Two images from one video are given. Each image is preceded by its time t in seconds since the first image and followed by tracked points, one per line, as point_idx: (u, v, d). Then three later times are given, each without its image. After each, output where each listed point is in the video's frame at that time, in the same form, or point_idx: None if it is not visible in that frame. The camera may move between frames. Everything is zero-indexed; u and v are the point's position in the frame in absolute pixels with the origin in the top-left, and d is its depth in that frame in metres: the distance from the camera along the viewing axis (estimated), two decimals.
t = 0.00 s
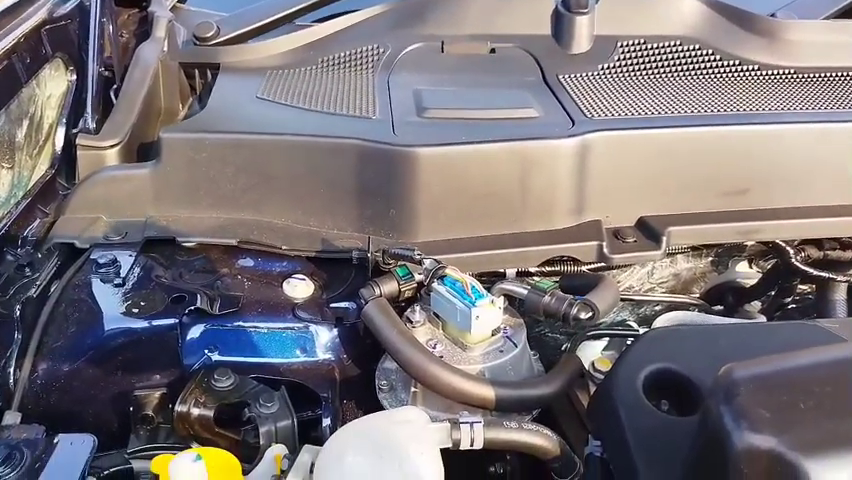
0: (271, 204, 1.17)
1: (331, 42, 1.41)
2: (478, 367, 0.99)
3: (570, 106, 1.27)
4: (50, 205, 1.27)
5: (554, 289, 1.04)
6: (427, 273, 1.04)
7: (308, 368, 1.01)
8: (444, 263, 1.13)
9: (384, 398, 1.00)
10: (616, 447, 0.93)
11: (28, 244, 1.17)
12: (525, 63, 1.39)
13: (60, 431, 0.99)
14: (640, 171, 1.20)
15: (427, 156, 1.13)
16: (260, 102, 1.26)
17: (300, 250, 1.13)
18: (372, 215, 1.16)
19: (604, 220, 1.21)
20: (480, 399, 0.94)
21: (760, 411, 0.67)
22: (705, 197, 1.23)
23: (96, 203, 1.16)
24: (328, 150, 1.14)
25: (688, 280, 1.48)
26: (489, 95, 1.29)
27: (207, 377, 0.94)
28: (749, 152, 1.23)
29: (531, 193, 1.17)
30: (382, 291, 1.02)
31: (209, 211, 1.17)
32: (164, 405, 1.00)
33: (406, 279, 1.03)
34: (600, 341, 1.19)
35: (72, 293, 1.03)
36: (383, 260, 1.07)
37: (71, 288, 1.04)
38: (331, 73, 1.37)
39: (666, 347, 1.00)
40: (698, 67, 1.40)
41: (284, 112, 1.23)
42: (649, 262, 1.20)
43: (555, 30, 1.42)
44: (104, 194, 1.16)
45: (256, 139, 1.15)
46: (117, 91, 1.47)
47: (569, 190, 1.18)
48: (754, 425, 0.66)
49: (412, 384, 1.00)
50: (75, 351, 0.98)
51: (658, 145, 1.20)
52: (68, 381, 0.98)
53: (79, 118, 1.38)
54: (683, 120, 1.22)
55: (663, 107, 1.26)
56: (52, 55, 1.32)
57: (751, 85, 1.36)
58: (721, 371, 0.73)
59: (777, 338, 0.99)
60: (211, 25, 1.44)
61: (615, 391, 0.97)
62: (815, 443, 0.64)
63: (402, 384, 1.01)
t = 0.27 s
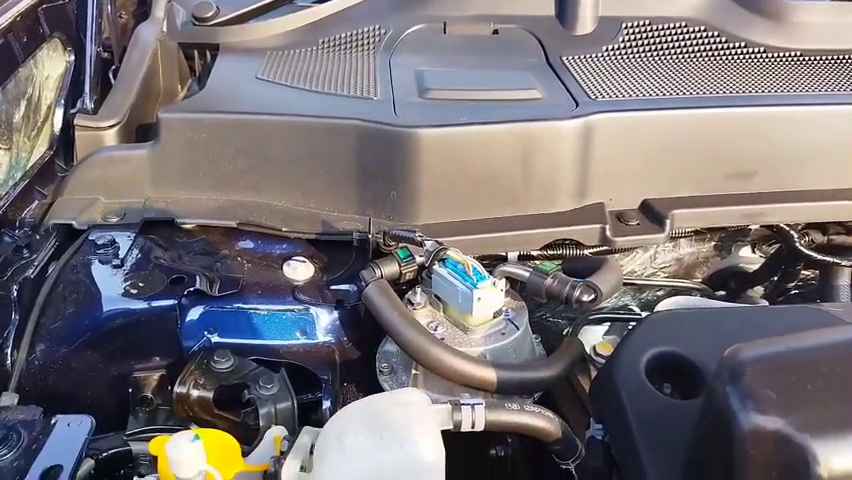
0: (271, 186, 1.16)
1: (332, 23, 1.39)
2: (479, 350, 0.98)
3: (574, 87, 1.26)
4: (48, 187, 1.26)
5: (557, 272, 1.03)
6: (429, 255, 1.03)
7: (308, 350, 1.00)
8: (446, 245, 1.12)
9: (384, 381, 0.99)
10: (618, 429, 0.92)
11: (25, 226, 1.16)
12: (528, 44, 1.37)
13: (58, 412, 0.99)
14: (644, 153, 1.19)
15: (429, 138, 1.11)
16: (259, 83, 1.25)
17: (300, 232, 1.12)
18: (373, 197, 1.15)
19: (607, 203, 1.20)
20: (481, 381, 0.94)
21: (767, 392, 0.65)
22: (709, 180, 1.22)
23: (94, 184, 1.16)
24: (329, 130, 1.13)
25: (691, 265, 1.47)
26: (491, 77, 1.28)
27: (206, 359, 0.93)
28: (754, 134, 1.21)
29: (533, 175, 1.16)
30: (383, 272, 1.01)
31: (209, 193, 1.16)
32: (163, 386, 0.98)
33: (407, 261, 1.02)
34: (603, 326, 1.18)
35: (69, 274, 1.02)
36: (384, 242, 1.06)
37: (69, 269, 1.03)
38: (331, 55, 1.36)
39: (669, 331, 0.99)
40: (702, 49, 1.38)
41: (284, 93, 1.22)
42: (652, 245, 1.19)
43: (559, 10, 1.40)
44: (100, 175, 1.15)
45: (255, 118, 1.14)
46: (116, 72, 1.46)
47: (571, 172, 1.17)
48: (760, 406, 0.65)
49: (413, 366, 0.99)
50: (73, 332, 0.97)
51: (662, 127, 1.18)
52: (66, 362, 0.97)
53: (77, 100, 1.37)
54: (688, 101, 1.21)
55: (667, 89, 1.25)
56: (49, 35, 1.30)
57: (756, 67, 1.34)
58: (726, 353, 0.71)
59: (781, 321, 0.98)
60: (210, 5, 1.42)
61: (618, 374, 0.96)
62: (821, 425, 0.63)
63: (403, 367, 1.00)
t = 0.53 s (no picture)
0: (271, 172, 1.15)
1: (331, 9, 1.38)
2: (479, 338, 0.97)
3: (576, 74, 1.25)
4: (45, 174, 1.25)
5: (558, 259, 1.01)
6: (429, 243, 1.02)
7: (307, 339, 0.99)
8: (447, 233, 1.11)
9: (384, 369, 0.99)
10: (619, 418, 0.91)
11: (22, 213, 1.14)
12: (530, 30, 1.36)
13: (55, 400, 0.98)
14: (646, 140, 1.18)
15: (429, 124, 1.10)
16: (257, 69, 1.24)
17: (299, 219, 1.12)
18: (372, 183, 1.14)
19: (609, 191, 1.19)
20: (481, 369, 0.93)
21: (771, 379, 0.64)
22: (712, 167, 1.21)
23: (91, 170, 1.15)
24: (327, 116, 1.12)
25: (693, 255, 1.46)
26: (493, 63, 1.27)
27: (204, 346, 0.92)
28: (758, 121, 1.20)
29: (534, 162, 1.15)
30: (383, 260, 1.00)
31: (206, 180, 1.16)
32: (160, 375, 0.97)
33: (407, 249, 1.01)
34: (605, 314, 1.17)
35: (66, 261, 1.02)
36: (384, 229, 1.05)
37: (66, 256, 1.02)
38: (332, 40, 1.35)
39: (671, 320, 0.98)
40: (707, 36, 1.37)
41: (284, 79, 1.21)
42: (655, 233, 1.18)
43: None
44: (95, 161, 1.15)
45: (254, 103, 1.13)
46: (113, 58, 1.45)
47: (573, 159, 1.16)
48: (765, 393, 0.63)
49: (413, 354, 0.98)
50: (69, 319, 0.96)
51: (665, 113, 1.17)
52: (62, 349, 0.96)
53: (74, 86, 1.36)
54: (691, 87, 1.20)
55: (670, 75, 1.24)
56: (46, 21, 1.30)
57: (761, 54, 1.33)
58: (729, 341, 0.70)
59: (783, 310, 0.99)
60: None
61: (620, 363, 0.95)
62: (826, 412, 0.61)
63: (403, 356, 0.99)
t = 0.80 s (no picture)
0: (267, 163, 1.15)
1: None
2: (477, 329, 0.96)
3: (575, 64, 1.24)
4: (39, 165, 1.23)
5: (557, 250, 1.00)
6: (425, 233, 1.01)
7: (302, 330, 0.99)
8: (444, 224, 1.10)
9: (380, 361, 0.98)
10: (617, 410, 0.90)
11: (17, 202, 1.14)
12: (529, 21, 1.37)
13: (48, 392, 0.97)
14: (645, 131, 1.17)
15: (427, 113, 1.09)
16: (253, 58, 1.24)
17: (295, 210, 1.11)
18: (369, 174, 1.13)
19: (608, 182, 1.18)
20: (478, 361, 0.92)
21: (771, 369, 0.62)
22: (712, 158, 1.20)
23: (85, 160, 1.14)
24: (324, 106, 1.12)
25: (692, 247, 1.45)
26: (492, 53, 1.26)
27: (199, 337, 0.91)
28: (759, 112, 1.19)
29: (533, 153, 1.14)
30: (380, 251, 0.99)
31: (200, 170, 1.15)
32: (154, 365, 0.96)
33: (404, 240, 1.00)
34: (603, 306, 1.17)
35: (59, 251, 1.01)
36: (381, 220, 1.03)
37: (60, 247, 1.01)
38: (330, 28, 1.36)
39: (669, 311, 0.98)
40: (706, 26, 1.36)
41: (281, 69, 1.20)
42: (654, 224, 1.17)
43: None
44: (89, 150, 1.14)
45: (250, 93, 1.12)
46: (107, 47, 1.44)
47: (572, 150, 1.15)
48: (765, 384, 0.62)
49: (410, 345, 0.97)
50: (62, 310, 0.95)
51: (665, 103, 1.16)
52: (55, 341, 0.95)
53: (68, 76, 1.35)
54: (690, 77, 1.19)
55: (670, 66, 1.23)
56: (38, 9, 1.31)
57: (761, 44, 1.32)
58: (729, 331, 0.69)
59: (780, 300, 1.00)
60: None
61: (618, 354, 0.94)
62: (827, 403, 0.60)
63: (400, 347, 0.98)
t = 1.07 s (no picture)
0: (258, 155, 1.14)
1: None
2: (470, 322, 0.95)
3: (570, 54, 1.23)
4: (29, 158, 1.24)
5: (550, 242, 0.99)
6: (418, 225, 1.00)
7: (294, 324, 0.98)
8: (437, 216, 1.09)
9: (373, 355, 0.97)
10: (611, 403, 0.90)
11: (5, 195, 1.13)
12: (523, 11, 1.37)
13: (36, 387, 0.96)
14: (640, 121, 1.16)
15: (420, 104, 1.09)
16: (245, 48, 1.24)
17: (286, 203, 1.10)
18: (362, 167, 1.12)
19: (603, 173, 1.17)
20: (472, 355, 0.91)
21: (765, 361, 0.61)
22: (707, 150, 1.19)
23: (74, 153, 1.13)
24: (315, 97, 1.11)
25: (687, 240, 1.44)
26: (485, 43, 1.26)
27: (189, 332, 0.90)
28: (755, 102, 1.18)
29: (527, 145, 1.13)
30: (372, 244, 0.98)
31: (191, 163, 1.14)
32: (144, 360, 0.95)
33: (397, 232, 0.99)
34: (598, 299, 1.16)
35: (48, 245, 1.00)
36: (373, 212, 1.02)
37: (48, 240, 1.00)
38: (322, 19, 1.37)
39: (663, 305, 0.98)
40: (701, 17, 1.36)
41: (273, 60, 1.20)
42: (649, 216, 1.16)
43: None
44: (79, 143, 1.12)
45: (241, 85, 1.11)
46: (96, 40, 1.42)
47: (566, 141, 1.14)
48: (759, 376, 0.60)
49: (403, 339, 0.96)
50: (50, 305, 0.94)
51: (660, 93, 1.15)
52: (43, 336, 0.94)
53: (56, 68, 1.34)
54: (685, 68, 1.18)
55: (665, 56, 1.22)
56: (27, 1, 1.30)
57: (757, 35, 1.31)
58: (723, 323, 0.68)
59: (774, 292, 0.99)
60: None
61: (611, 346, 0.94)
62: (821, 395, 0.59)
63: (392, 341, 0.97)
